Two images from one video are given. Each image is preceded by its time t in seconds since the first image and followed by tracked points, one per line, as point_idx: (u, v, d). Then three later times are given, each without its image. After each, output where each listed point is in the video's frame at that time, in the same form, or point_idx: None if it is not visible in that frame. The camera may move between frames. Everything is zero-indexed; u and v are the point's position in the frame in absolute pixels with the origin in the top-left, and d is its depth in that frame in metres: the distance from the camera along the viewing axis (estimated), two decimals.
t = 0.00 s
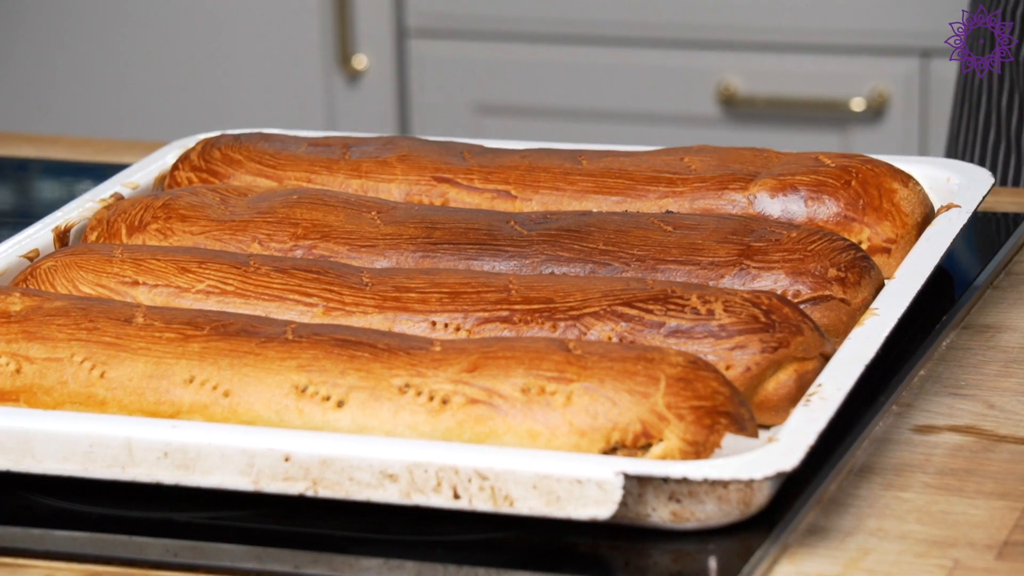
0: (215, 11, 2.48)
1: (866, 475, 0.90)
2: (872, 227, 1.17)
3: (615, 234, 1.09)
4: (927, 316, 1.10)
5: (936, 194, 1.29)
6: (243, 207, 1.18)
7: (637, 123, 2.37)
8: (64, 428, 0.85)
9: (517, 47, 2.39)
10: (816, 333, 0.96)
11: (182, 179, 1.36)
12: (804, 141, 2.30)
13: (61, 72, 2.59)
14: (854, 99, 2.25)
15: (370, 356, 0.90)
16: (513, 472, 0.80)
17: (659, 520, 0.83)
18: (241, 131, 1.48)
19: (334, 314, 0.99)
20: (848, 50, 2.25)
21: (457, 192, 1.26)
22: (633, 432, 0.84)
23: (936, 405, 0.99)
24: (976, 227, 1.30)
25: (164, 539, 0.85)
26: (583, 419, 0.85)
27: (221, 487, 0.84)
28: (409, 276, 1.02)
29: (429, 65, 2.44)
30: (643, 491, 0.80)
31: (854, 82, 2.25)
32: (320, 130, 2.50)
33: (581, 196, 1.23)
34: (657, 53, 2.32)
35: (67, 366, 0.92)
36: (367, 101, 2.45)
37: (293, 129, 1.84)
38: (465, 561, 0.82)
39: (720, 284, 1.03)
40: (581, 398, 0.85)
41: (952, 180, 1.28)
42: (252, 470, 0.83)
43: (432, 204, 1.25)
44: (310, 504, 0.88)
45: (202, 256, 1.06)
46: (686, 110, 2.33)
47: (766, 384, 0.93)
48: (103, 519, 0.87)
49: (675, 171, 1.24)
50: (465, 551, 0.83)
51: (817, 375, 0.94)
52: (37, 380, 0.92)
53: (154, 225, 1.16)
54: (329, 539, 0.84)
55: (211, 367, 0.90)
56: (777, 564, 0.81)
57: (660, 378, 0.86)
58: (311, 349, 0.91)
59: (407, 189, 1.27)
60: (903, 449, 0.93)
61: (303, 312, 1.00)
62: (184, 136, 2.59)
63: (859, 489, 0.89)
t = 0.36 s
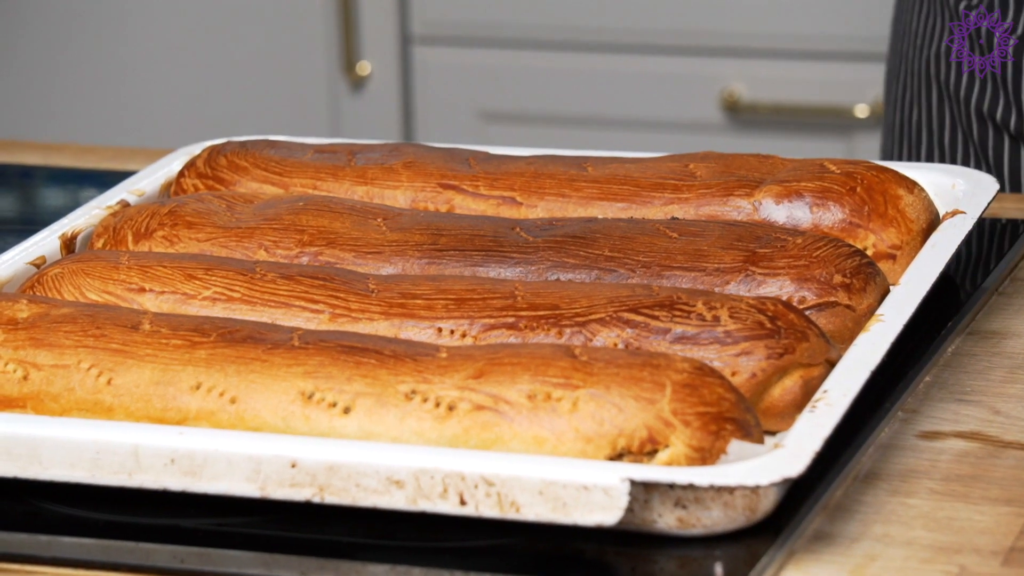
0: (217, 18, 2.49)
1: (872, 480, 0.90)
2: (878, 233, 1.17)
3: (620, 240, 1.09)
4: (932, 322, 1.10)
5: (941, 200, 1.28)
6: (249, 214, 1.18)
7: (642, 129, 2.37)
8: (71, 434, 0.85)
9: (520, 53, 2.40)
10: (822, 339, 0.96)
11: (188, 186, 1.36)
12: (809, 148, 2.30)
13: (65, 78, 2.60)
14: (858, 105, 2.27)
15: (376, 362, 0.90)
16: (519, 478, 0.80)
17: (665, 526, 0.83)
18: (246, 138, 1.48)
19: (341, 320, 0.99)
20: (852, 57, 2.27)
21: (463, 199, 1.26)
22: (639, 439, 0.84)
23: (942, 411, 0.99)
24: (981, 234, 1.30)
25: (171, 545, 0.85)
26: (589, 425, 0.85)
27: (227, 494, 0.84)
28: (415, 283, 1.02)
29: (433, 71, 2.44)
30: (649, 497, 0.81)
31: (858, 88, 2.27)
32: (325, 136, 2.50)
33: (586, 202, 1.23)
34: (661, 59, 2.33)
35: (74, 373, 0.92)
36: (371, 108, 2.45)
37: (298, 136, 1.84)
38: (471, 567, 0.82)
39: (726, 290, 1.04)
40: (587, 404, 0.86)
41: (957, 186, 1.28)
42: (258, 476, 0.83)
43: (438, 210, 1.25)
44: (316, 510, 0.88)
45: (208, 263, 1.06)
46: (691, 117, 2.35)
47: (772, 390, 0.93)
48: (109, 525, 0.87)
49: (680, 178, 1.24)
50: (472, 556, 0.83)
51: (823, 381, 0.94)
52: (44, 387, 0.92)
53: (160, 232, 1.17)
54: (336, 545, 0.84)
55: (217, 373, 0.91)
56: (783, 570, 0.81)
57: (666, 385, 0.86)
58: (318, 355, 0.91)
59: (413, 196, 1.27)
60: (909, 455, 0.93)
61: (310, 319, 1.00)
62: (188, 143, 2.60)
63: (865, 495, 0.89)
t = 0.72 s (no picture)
0: (221, 26, 2.50)
1: (876, 488, 0.90)
2: (882, 241, 1.17)
3: (625, 248, 1.09)
4: (936, 330, 1.10)
5: (945, 208, 1.29)
6: (254, 222, 1.18)
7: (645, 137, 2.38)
8: (77, 442, 0.85)
9: (523, 62, 2.40)
10: (827, 347, 0.96)
11: (193, 194, 1.36)
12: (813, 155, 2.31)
13: (69, 86, 2.61)
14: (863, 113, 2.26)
15: (381, 370, 0.90)
16: (524, 486, 0.80)
17: (669, 534, 0.83)
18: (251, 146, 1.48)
19: (345, 328, 0.99)
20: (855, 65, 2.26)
21: (467, 207, 1.26)
22: (643, 447, 0.85)
23: (945, 420, 0.99)
24: (985, 242, 1.30)
25: (175, 553, 0.85)
26: (594, 433, 0.85)
27: (232, 501, 0.84)
28: (420, 291, 1.02)
29: (438, 79, 2.44)
30: (653, 505, 0.81)
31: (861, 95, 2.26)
32: (329, 144, 2.51)
33: (590, 211, 1.23)
34: (665, 66, 2.33)
35: (80, 381, 0.92)
36: (376, 116, 2.46)
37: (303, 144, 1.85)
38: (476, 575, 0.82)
39: (730, 298, 1.04)
40: (592, 412, 0.86)
41: (961, 195, 1.28)
42: (264, 484, 0.83)
43: (442, 219, 1.26)
44: (320, 518, 0.88)
45: (213, 271, 1.06)
46: (695, 125, 2.35)
47: (776, 398, 0.93)
48: (115, 533, 0.87)
49: (684, 186, 1.24)
50: (476, 565, 0.83)
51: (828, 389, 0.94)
52: (50, 396, 0.92)
53: (165, 240, 1.17)
54: (341, 553, 0.85)
55: (222, 381, 0.91)
56: None
57: (671, 393, 0.86)
58: (322, 363, 0.91)
59: (417, 204, 1.28)
60: (913, 463, 0.93)
61: (315, 326, 1.00)
62: (191, 152, 2.61)
63: (869, 503, 0.89)
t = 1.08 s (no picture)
0: (223, 31, 2.50)
1: (876, 493, 0.90)
2: (882, 246, 1.17)
3: (625, 253, 1.09)
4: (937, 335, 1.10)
5: (945, 213, 1.29)
6: (254, 226, 1.18)
7: (646, 142, 2.38)
8: (77, 445, 0.85)
9: (524, 66, 2.40)
10: (827, 352, 0.96)
11: (193, 198, 1.36)
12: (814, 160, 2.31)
13: (70, 91, 2.61)
14: (864, 119, 2.26)
15: (381, 374, 0.90)
16: (524, 490, 0.80)
17: (669, 538, 0.83)
18: (251, 149, 1.48)
19: (346, 332, 0.99)
20: (857, 70, 2.25)
21: (467, 211, 1.26)
22: (643, 451, 0.84)
23: (946, 424, 0.99)
24: (985, 247, 1.30)
25: (175, 556, 0.85)
26: (594, 437, 0.85)
27: (231, 505, 0.84)
28: (420, 294, 1.02)
29: (439, 84, 2.45)
30: (653, 510, 0.81)
31: (863, 101, 2.26)
32: (331, 149, 2.51)
33: (591, 215, 1.23)
34: (667, 72, 2.33)
35: (79, 385, 0.92)
36: (378, 121, 2.47)
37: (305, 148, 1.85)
38: None
39: (730, 303, 1.04)
40: (592, 416, 0.86)
41: (962, 200, 1.28)
42: (263, 487, 0.83)
43: (443, 222, 1.26)
44: (321, 521, 0.88)
45: (214, 274, 1.06)
46: (696, 130, 2.35)
47: (777, 403, 0.93)
48: (114, 536, 0.87)
49: (685, 190, 1.24)
50: (475, 568, 0.83)
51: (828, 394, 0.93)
52: (49, 399, 0.93)
53: (165, 243, 1.17)
54: (339, 557, 0.85)
55: (222, 385, 0.91)
56: None
57: (671, 397, 0.86)
58: (323, 367, 0.91)
59: (418, 208, 1.28)
60: (913, 468, 0.93)
61: (315, 330, 1.00)
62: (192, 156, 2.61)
63: (870, 508, 0.88)
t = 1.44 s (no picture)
0: (223, 34, 2.50)
1: (873, 497, 0.90)
2: (880, 250, 1.17)
3: (623, 257, 1.09)
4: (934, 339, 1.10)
5: (943, 217, 1.28)
6: (252, 231, 1.19)
7: (647, 145, 2.38)
8: (74, 451, 0.85)
9: (524, 69, 2.40)
10: (824, 356, 0.96)
11: (192, 204, 1.36)
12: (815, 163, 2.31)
13: (72, 96, 2.62)
14: (863, 122, 2.26)
15: (378, 379, 0.90)
16: (520, 495, 0.80)
17: (666, 543, 0.83)
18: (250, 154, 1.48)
19: (343, 337, 0.99)
20: (857, 73, 2.25)
21: (465, 216, 1.26)
22: (640, 455, 0.84)
23: (943, 428, 0.99)
24: (984, 250, 1.30)
25: (173, 562, 0.85)
26: (591, 442, 0.85)
27: (229, 510, 0.84)
28: (417, 299, 1.02)
29: (439, 88, 2.45)
30: (650, 514, 0.81)
31: (863, 103, 2.25)
32: (331, 153, 2.51)
33: (589, 219, 1.23)
34: (667, 74, 2.33)
35: (77, 391, 0.92)
36: (378, 125, 2.47)
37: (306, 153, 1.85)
38: None
39: (728, 307, 1.04)
40: (588, 420, 0.86)
41: (960, 204, 1.28)
42: (260, 493, 0.83)
43: (441, 227, 1.26)
44: (318, 526, 0.88)
45: (211, 280, 1.06)
46: (696, 133, 2.35)
47: (774, 407, 0.93)
48: (112, 542, 0.87)
49: (683, 195, 1.24)
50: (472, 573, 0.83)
51: (825, 399, 0.93)
52: (47, 405, 0.93)
53: (164, 248, 1.17)
54: (336, 562, 0.84)
55: (219, 391, 0.91)
56: None
57: (668, 402, 0.86)
58: (320, 372, 0.91)
59: (416, 212, 1.28)
60: (910, 472, 0.93)
61: (312, 335, 1.00)
62: (193, 159, 2.61)
63: (866, 512, 0.88)
